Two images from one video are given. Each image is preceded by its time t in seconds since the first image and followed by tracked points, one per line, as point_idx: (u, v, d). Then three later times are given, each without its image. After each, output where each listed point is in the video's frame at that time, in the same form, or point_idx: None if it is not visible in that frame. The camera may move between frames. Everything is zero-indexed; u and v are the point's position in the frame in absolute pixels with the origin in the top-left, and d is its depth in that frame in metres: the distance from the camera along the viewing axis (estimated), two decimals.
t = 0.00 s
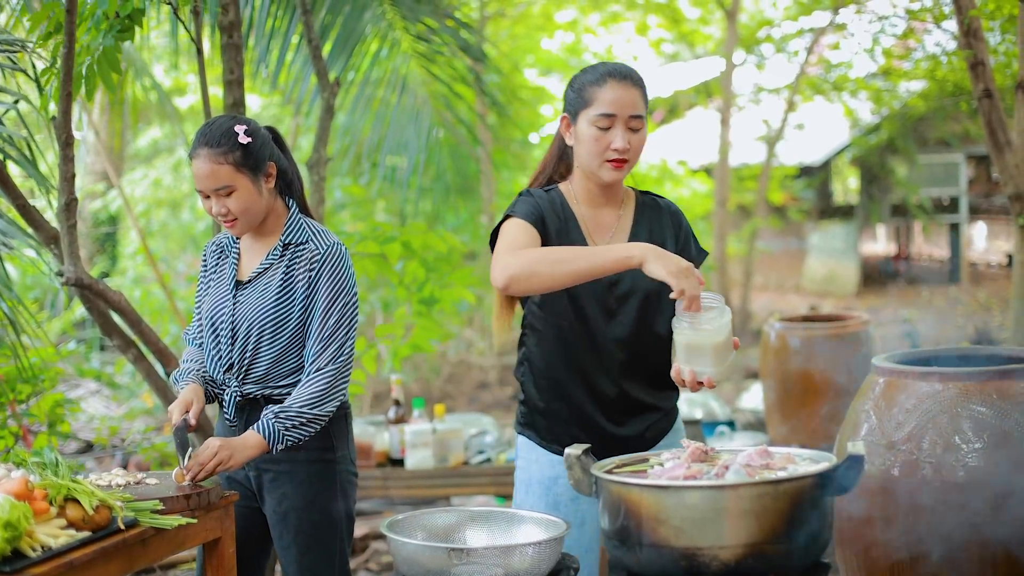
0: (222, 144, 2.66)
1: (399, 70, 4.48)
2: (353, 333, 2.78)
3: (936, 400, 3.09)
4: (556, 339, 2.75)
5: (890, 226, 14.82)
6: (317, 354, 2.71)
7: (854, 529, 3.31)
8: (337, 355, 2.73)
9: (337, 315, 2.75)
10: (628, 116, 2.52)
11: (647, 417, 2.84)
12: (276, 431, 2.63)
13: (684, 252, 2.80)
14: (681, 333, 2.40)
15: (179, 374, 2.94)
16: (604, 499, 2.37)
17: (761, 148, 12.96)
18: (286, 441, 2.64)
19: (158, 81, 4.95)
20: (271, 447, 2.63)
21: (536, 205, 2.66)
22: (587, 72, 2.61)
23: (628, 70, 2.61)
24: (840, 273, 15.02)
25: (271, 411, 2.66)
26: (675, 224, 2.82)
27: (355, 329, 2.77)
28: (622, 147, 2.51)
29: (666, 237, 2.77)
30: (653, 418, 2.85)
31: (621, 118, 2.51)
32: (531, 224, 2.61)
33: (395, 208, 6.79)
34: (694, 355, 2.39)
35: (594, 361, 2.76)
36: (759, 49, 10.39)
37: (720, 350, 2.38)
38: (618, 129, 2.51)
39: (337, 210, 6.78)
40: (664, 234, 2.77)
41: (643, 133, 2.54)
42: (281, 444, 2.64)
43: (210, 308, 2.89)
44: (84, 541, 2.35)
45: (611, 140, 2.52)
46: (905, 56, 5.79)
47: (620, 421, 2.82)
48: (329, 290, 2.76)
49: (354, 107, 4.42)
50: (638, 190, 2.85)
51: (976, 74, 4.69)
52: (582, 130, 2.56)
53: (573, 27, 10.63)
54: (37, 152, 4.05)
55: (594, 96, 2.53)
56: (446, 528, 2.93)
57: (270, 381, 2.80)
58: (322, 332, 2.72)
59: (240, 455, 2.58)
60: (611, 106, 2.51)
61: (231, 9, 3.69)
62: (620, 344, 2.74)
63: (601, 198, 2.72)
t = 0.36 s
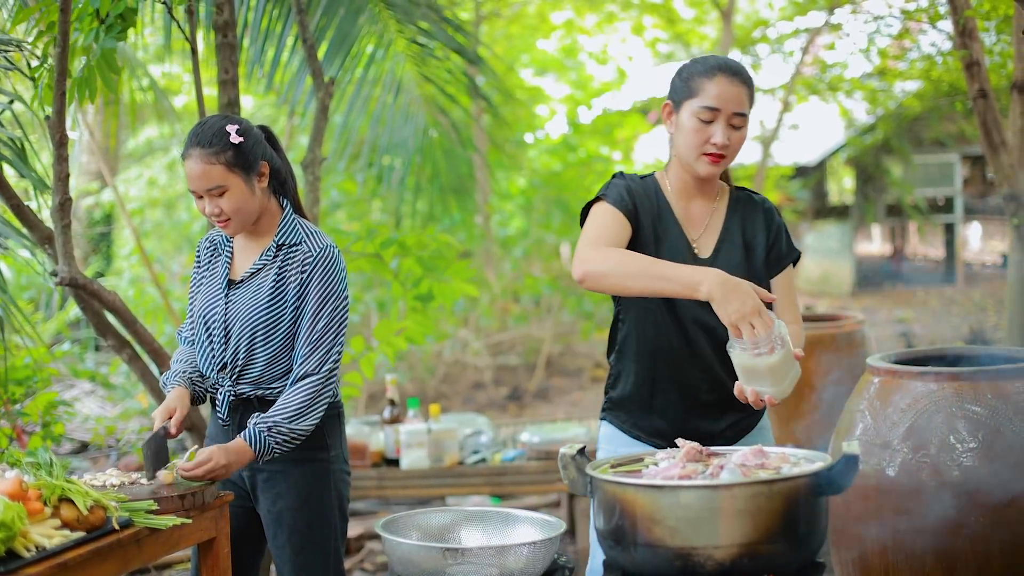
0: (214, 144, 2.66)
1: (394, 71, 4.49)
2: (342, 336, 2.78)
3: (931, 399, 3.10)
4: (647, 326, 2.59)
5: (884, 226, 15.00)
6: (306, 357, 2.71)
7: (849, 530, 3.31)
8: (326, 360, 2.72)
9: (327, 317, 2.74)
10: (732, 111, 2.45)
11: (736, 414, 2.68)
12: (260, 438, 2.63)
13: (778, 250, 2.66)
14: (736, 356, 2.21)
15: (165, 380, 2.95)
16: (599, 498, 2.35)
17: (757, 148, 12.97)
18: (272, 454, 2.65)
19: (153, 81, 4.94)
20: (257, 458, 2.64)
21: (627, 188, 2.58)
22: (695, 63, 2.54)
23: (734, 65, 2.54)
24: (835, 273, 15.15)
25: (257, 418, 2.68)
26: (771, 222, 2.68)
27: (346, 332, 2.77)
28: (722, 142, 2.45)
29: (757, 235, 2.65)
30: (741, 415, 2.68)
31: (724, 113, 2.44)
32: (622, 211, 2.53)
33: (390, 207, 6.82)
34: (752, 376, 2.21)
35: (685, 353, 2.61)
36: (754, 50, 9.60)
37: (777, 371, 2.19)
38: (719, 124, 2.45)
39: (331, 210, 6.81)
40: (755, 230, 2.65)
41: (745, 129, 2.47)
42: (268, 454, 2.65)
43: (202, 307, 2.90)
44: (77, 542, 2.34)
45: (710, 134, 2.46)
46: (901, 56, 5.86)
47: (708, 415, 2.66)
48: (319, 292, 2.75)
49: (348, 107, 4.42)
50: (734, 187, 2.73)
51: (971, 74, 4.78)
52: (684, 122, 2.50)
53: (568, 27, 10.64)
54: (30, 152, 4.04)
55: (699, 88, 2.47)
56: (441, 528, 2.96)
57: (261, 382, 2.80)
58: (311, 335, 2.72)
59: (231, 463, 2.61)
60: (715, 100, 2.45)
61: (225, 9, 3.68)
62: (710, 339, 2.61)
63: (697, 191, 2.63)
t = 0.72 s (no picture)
0: (202, 145, 2.65)
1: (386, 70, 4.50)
2: (336, 337, 2.76)
3: (922, 399, 3.09)
4: (663, 319, 2.51)
5: (876, 225, 15.42)
6: (299, 356, 2.71)
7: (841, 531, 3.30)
8: (321, 359, 2.72)
9: (321, 317, 2.74)
10: (768, 111, 2.31)
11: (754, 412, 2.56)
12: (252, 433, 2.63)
13: (807, 255, 2.52)
14: (730, 365, 2.11)
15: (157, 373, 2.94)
16: (591, 497, 2.25)
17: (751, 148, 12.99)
18: (265, 446, 2.65)
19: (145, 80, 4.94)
20: (252, 451, 2.64)
21: (658, 177, 2.47)
22: (735, 57, 2.39)
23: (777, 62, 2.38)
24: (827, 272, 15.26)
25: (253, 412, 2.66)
26: (801, 223, 2.54)
27: (340, 332, 2.76)
28: (754, 142, 2.32)
29: (787, 238, 2.51)
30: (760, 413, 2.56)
31: (758, 113, 2.30)
32: (650, 202, 2.43)
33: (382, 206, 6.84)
34: (751, 382, 2.11)
35: (701, 349, 2.51)
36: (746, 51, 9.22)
37: (776, 373, 2.09)
38: (753, 124, 2.32)
39: (324, 209, 6.84)
40: (784, 231, 2.52)
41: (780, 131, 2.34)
42: (263, 450, 2.65)
43: (194, 307, 2.89)
44: (68, 542, 2.33)
45: (743, 133, 2.33)
46: (893, 55, 5.92)
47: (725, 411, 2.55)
48: (312, 292, 2.75)
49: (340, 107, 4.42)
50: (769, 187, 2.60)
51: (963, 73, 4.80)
52: (718, 118, 2.37)
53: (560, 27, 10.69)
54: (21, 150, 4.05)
55: (735, 85, 2.33)
56: (431, 528, 2.95)
57: (254, 381, 2.79)
58: (305, 335, 2.72)
59: (223, 460, 2.59)
60: (751, 98, 2.31)
61: (217, 8, 3.68)
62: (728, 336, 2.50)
63: (732, 186, 2.51)
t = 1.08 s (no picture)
0: (193, 143, 2.65)
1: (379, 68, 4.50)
2: (330, 336, 2.77)
3: (915, 397, 3.09)
4: (657, 322, 2.50)
5: (869, 225, 15.56)
6: (292, 356, 2.71)
7: (834, 531, 3.30)
8: (313, 358, 2.72)
9: (312, 316, 2.73)
10: (752, 97, 2.31)
11: (742, 417, 2.55)
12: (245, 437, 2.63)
13: (801, 251, 2.52)
14: (714, 351, 2.08)
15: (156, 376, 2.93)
16: (582, 496, 2.22)
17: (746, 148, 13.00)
18: (258, 449, 2.65)
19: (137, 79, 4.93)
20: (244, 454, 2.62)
21: (651, 177, 2.48)
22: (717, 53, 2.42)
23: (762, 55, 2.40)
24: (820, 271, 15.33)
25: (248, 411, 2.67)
26: (792, 219, 2.53)
27: (332, 331, 2.77)
28: (742, 128, 2.31)
29: (778, 236, 2.51)
30: (748, 417, 2.55)
31: (743, 98, 2.31)
32: (641, 201, 2.43)
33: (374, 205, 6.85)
34: (734, 370, 2.08)
35: (693, 353, 2.50)
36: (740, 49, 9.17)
37: (759, 363, 2.06)
38: (738, 110, 2.31)
39: (316, 209, 6.85)
40: (776, 232, 2.51)
41: (766, 117, 2.33)
42: (254, 452, 2.65)
43: (186, 305, 2.89)
44: (59, 540, 2.32)
45: (729, 121, 2.33)
46: (885, 54, 5.97)
47: (714, 414, 2.55)
48: (304, 291, 2.75)
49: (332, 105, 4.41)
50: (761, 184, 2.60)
51: (956, 71, 4.80)
52: (704, 111, 2.38)
53: (553, 25, 10.70)
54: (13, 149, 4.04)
55: (718, 75, 2.36)
56: (423, 526, 2.94)
57: (245, 380, 2.79)
58: (297, 335, 2.72)
59: (217, 461, 2.58)
60: (735, 85, 2.33)
61: (209, 7, 3.68)
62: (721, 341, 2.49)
63: (725, 184, 2.51)
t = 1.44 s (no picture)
0: (203, 141, 2.65)
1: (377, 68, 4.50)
2: (337, 328, 2.77)
3: (913, 397, 3.09)
4: (650, 327, 2.48)
5: (867, 225, 15.59)
6: (298, 354, 2.71)
7: (832, 531, 3.31)
8: (319, 356, 2.72)
9: (317, 313, 2.74)
10: (732, 105, 2.29)
11: (735, 416, 2.56)
12: (260, 425, 2.63)
13: (792, 253, 2.53)
14: (742, 324, 2.23)
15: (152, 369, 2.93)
16: (580, 496, 2.22)
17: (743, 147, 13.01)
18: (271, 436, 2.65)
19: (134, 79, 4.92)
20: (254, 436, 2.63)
21: (637, 177, 2.47)
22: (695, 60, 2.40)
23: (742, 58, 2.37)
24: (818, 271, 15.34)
25: (259, 405, 2.67)
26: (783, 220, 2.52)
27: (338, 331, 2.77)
28: (726, 139, 2.28)
29: (771, 237, 2.50)
30: (742, 417, 2.56)
31: (724, 109, 2.29)
32: (627, 200, 2.42)
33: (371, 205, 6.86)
34: (759, 346, 2.24)
35: (685, 358, 2.49)
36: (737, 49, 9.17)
37: (782, 334, 2.22)
38: (721, 120, 2.29)
39: (314, 209, 6.86)
40: (767, 234, 2.51)
41: (749, 124, 2.30)
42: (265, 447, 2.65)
43: (188, 305, 2.88)
44: (56, 542, 2.32)
45: (712, 132, 2.30)
46: (883, 54, 6.00)
47: (709, 415, 2.54)
48: (309, 289, 2.76)
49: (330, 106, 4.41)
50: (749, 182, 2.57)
51: (953, 72, 4.80)
52: (686, 121, 2.36)
53: (551, 25, 10.71)
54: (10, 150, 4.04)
55: (697, 85, 2.33)
56: (421, 527, 2.94)
57: (248, 379, 2.79)
58: (304, 332, 2.73)
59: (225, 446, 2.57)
60: (715, 96, 2.30)
61: (206, 7, 3.68)
62: (715, 344, 2.48)
63: (712, 186, 2.48)
